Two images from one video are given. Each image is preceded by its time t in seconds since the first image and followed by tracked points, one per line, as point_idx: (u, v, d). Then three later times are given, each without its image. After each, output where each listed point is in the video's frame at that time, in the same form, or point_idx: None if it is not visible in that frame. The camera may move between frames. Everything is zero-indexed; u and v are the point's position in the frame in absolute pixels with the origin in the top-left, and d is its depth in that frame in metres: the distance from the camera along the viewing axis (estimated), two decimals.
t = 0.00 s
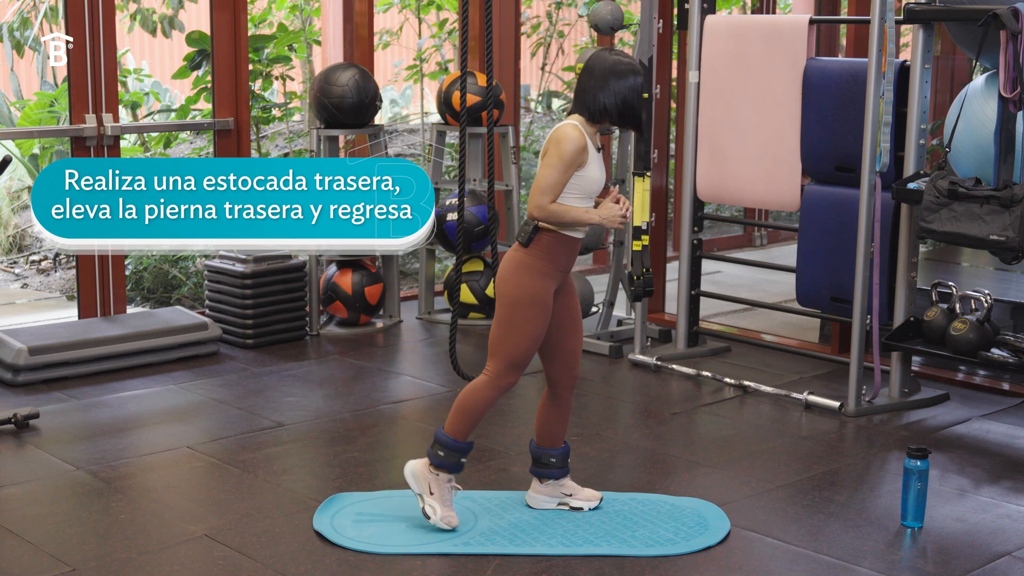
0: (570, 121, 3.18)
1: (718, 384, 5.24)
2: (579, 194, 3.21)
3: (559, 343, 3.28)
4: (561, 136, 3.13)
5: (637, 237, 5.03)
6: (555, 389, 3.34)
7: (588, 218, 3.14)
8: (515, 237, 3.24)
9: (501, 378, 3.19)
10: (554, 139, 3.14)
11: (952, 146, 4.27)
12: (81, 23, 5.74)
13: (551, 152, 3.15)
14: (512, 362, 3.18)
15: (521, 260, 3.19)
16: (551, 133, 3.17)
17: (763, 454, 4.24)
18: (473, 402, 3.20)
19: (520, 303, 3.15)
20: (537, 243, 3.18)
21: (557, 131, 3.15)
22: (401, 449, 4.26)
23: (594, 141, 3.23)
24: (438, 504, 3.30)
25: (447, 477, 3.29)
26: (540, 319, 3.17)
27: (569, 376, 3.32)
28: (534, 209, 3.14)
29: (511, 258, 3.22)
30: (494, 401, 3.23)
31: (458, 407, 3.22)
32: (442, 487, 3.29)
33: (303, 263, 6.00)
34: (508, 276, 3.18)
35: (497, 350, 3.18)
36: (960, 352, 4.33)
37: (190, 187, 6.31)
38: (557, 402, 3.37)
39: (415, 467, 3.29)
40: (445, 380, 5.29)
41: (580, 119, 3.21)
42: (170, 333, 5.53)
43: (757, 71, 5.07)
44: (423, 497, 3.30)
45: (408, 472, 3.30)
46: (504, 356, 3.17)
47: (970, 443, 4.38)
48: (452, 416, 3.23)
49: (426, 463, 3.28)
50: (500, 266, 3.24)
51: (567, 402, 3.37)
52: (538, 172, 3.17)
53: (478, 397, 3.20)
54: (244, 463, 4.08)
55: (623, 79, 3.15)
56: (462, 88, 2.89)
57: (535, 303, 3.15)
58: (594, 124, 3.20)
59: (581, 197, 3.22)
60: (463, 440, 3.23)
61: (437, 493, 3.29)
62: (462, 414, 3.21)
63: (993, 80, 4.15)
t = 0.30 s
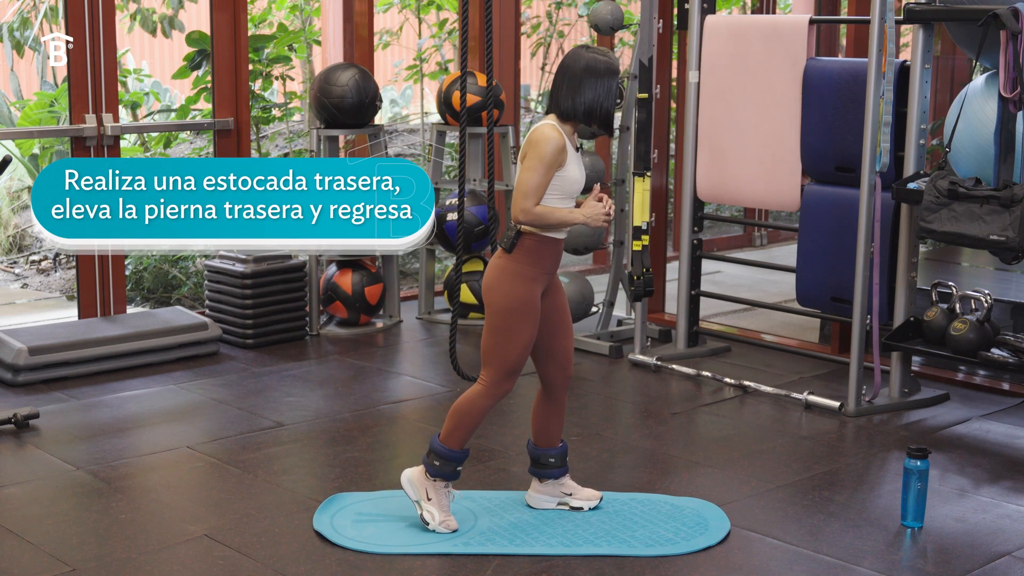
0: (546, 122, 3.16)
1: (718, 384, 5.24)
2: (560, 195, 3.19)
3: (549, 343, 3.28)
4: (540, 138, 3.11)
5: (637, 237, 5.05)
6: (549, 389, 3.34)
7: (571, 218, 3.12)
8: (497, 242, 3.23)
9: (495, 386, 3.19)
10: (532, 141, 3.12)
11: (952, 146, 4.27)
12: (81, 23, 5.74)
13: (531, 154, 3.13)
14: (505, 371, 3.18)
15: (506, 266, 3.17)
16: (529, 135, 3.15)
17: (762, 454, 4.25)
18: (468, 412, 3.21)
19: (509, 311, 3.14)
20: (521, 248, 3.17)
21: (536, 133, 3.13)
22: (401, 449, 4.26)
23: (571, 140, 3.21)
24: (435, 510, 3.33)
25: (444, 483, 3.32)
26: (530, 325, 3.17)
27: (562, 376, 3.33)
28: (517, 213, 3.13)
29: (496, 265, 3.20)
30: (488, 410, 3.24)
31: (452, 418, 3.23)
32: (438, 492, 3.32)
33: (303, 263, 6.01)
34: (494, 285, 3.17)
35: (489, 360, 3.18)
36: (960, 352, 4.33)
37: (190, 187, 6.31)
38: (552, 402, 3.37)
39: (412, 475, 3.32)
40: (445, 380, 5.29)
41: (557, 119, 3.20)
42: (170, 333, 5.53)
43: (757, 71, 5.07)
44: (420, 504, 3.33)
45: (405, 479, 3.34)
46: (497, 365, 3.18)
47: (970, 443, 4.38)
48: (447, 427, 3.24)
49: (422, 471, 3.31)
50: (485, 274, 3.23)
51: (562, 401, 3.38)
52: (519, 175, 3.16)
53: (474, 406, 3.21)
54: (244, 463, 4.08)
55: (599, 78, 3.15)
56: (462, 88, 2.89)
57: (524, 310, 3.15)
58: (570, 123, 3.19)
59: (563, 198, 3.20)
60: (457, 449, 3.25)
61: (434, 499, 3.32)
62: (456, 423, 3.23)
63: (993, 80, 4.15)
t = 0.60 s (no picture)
0: (547, 126, 3.14)
1: (718, 384, 5.24)
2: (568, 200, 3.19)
3: (548, 344, 3.28)
4: (548, 143, 3.09)
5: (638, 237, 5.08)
6: (551, 387, 3.34)
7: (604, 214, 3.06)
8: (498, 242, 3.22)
9: (495, 387, 3.20)
10: (542, 148, 3.10)
11: (952, 146, 4.27)
12: (81, 23, 5.74)
13: (544, 161, 3.10)
14: (505, 372, 3.18)
15: (506, 267, 3.17)
16: (536, 142, 3.12)
17: (762, 454, 4.25)
18: (468, 413, 3.22)
19: (509, 313, 3.14)
20: (521, 249, 3.17)
21: (542, 139, 3.11)
22: (401, 449, 4.26)
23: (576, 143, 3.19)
24: (435, 510, 3.33)
25: (442, 482, 3.32)
26: (530, 326, 3.17)
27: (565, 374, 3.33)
28: (548, 221, 3.07)
29: (496, 266, 3.20)
30: (488, 411, 3.24)
31: (451, 419, 3.23)
32: (437, 491, 3.33)
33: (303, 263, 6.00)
34: (495, 286, 3.17)
35: (488, 360, 3.18)
36: (960, 352, 4.33)
37: (190, 187, 6.31)
38: (555, 400, 3.37)
39: (410, 476, 3.33)
40: (445, 380, 5.29)
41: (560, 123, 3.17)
42: (170, 333, 5.53)
43: (757, 72, 5.07)
44: (420, 504, 3.33)
45: (404, 480, 3.34)
46: (497, 366, 3.17)
47: (970, 443, 4.38)
48: (446, 427, 3.24)
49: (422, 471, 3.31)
50: (485, 274, 3.22)
51: (564, 400, 3.37)
52: (538, 184, 3.11)
53: (474, 408, 3.21)
54: (244, 463, 4.08)
55: (611, 88, 3.14)
56: (462, 88, 2.89)
57: (524, 311, 3.15)
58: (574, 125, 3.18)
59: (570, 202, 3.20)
60: (456, 449, 3.26)
61: (433, 498, 3.32)
62: (455, 424, 3.23)
63: (993, 80, 4.15)
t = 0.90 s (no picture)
0: (564, 147, 3.18)
1: (718, 384, 5.24)
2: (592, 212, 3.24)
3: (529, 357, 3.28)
4: (571, 161, 3.14)
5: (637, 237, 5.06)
6: (556, 388, 3.34)
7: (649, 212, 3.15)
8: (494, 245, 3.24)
9: (460, 388, 3.19)
10: (568, 168, 3.14)
11: (952, 146, 4.27)
12: (81, 23, 5.74)
13: (573, 180, 3.14)
14: (474, 375, 3.18)
15: (496, 270, 3.18)
16: (557, 163, 3.17)
17: (762, 454, 4.24)
18: (430, 407, 3.21)
19: (487, 316, 3.15)
20: (515, 257, 3.18)
21: (564, 159, 3.15)
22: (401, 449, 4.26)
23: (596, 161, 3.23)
24: (370, 493, 3.32)
25: (387, 470, 3.30)
26: (507, 333, 3.17)
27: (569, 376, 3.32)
28: (602, 237, 3.14)
29: (486, 269, 3.21)
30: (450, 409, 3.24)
31: (413, 409, 3.23)
32: (380, 476, 3.31)
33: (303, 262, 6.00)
34: (479, 287, 3.18)
35: (459, 360, 3.18)
36: (960, 352, 4.33)
37: (190, 187, 6.31)
38: (562, 401, 3.37)
39: (359, 452, 3.30)
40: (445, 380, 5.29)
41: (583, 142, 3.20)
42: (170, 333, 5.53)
43: (757, 72, 5.07)
44: (358, 482, 3.32)
45: (352, 453, 3.32)
46: (468, 367, 3.17)
47: (970, 443, 4.38)
48: (405, 416, 3.23)
49: (370, 451, 3.29)
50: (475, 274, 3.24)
51: (570, 401, 3.37)
52: (575, 204, 3.16)
53: (436, 403, 3.20)
54: (244, 463, 4.08)
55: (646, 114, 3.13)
56: (462, 88, 2.89)
57: (501, 318, 3.15)
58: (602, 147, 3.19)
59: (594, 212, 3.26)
60: (412, 440, 3.25)
61: (372, 482, 3.31)
62: (415, 417, 3.22)
63: (993, 80, 4.14)
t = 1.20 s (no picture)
0: (549, 183, 3.15)
1: (718, 384, 5.24)
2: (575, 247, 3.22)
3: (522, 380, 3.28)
4: (556, 200, 3.12)
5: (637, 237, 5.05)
6: (566, 392, 3.34)
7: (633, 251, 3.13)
8: (474, 277, 3.21)
9: (457, 427, 3.16)
10: (552, 206, 3.12)
11: (952, 146, 4.27)
12: (81, 22, 5.74)
13: (556, 218, 3.12)
14: (470, 412, 3.16)
15: (478, 306, 3.16)
16: (542, 200, 3.14)
17: (762, 454, 4.24)
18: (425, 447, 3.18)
19: (477, 354, 3.13)
20: (496, 290, 3.16)
21: (549, 197, 3.13)
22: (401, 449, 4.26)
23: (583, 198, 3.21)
24: (350, 505, 3.36)
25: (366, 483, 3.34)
26: (497, 367, 3.16)
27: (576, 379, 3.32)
28: (583, 277, 3.12)
29: (467, 305, 3.18)
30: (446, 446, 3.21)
31: (402, 441, 3.20)
32: (359, 488, 3.35)
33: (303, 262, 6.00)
34: (463, 326, 3.15)
35: (453, 399, 3.16)
36: (960, 352, 4.33)
37: (190, 187, 6.31)
38: (572, 404, 3.36)
39: (337, 466, 3.32)
40: (445, 380, 5.29)
41: (571, 179, 3.18)
42: (170, 333, 5.53)
43: (757, 72, 5.07)
44: (338, 494, 3.36)
45: (331, 467, 3.34)
46: (464, 405, 3.15)
47: (970, 443, 4.38)
48: (394, 441, 3.21)
49: (348, 465, 3.32)
50: (455, 309, 3.21)
51: (580, 405, 3.37)
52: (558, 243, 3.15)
53: (431, 442, 3.18)
54: (244, 463, 4.08)
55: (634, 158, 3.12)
56: (462, 88, 2.89)
57: (490, 354, 3.14)
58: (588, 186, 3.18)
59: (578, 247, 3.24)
60: (395, 463, 3.24)
61: (352, 493, 3.35)
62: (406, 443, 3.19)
63: (993, 80, 4.15)
